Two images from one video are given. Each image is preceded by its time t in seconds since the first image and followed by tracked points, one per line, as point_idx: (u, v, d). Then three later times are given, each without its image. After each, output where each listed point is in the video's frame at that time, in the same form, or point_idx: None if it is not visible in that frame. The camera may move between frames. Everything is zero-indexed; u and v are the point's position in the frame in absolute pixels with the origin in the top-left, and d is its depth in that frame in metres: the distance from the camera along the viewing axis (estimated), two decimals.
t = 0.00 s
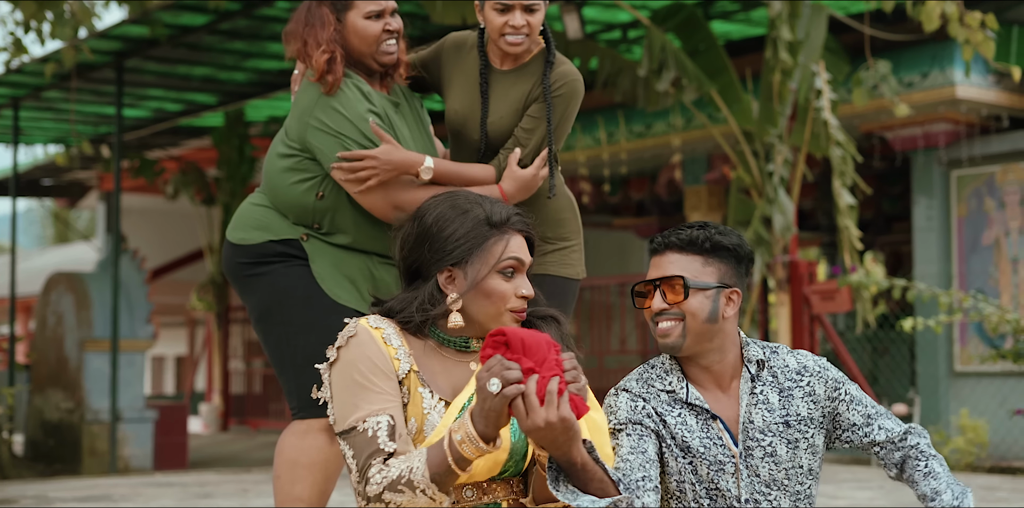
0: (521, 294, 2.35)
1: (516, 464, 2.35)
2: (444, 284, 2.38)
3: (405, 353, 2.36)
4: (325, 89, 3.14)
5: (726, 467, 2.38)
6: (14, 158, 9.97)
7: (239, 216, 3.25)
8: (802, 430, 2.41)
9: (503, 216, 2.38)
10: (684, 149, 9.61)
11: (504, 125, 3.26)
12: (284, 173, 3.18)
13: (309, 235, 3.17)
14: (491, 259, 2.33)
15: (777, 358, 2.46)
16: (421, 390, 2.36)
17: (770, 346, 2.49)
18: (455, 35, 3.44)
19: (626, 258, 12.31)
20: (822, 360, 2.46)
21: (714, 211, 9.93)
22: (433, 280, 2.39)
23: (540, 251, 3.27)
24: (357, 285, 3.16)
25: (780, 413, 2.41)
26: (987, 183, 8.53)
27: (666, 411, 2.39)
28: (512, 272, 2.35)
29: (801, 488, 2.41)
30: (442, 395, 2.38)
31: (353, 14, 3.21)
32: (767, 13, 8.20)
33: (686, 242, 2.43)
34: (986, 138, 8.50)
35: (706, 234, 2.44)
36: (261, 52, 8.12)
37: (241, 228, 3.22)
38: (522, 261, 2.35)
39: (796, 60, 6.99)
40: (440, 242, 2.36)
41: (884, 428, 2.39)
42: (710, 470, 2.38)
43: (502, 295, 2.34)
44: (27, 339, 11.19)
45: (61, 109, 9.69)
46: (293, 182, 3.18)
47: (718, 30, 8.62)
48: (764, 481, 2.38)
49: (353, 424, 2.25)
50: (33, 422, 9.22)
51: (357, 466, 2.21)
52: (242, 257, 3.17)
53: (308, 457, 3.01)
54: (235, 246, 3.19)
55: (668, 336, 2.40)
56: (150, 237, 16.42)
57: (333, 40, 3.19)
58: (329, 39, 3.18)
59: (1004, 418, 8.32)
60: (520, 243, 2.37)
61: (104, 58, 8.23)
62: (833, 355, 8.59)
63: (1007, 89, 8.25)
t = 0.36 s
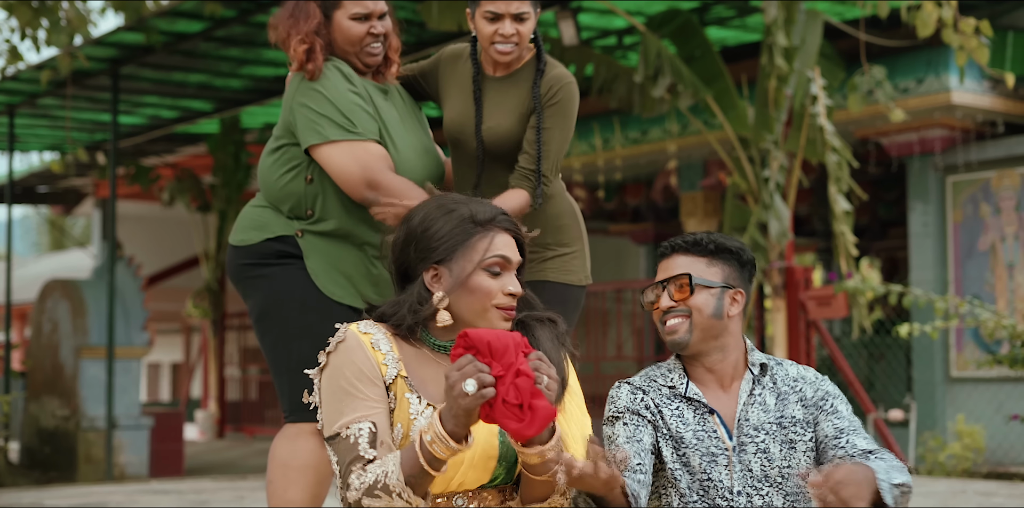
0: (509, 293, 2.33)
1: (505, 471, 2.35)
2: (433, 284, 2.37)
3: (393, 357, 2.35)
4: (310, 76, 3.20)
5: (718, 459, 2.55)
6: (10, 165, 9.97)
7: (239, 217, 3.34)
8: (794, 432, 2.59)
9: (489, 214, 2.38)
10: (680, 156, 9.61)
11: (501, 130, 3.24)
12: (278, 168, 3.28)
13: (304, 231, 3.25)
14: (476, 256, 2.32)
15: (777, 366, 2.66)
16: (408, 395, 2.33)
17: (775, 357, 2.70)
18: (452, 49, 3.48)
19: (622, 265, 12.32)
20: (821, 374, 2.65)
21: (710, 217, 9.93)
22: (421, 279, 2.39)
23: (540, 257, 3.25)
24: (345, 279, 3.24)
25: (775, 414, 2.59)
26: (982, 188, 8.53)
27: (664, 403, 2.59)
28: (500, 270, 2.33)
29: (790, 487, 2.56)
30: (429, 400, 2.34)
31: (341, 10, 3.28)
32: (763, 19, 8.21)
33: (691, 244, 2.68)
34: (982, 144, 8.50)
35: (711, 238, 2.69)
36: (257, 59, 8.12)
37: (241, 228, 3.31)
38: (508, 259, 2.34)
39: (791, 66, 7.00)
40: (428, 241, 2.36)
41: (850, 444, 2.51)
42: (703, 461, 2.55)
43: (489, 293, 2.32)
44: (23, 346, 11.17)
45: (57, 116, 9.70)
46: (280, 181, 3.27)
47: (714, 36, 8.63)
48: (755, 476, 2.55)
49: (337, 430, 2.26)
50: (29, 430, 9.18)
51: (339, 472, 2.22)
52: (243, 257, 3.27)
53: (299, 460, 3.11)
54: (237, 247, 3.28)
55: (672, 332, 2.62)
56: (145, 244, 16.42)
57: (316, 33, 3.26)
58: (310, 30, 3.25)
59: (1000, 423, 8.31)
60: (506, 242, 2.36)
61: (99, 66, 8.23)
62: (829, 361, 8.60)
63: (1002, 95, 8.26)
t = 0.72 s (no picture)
0: (454, 303, 2.33)
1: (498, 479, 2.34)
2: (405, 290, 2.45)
3: (389, 377, 2.35)
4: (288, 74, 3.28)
5: (716, 471, 2.60)
6: (8, 171, 9.96)
7: (248, 218, 3.40)
8: (792, 447, 2.58)
9: (441, 221, 2.38)
10: (678, 161, 9.62)
11: (497, 135, 3.25)
12: (272, 168, 3.33)
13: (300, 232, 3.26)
14: (423, 269, 2.36)
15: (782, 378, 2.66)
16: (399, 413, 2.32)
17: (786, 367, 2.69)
18: (451, 56, 3.50)
19: (620, 270, 12.32)
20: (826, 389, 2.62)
21: (707, 223, 9.94)
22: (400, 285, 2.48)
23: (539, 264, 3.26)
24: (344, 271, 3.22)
25: (773, 428, 2.60)
26: (980, 193, 8.53)
27: (668, 412, 2.64)
28: (446, 281, 2.34)
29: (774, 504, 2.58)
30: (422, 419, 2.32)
31: (327, 12, 3.32)
32: (760, 24, 8.22)
33: (727, 257, 2.69)
34: (979, 149, 8.51)
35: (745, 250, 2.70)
36: (254, 64, 8.12)
37: (248, 230, 3.36)
38: (448, 270, 2.33)
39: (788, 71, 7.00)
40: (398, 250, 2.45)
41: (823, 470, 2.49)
42: (704, 472, 2.60)
43: (435, 304, 2.34)
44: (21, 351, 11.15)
45: (55, 121, 9.69)
46: (271, 179, 3.33)
47: (711, 41, 8.64)
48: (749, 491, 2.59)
49: (322, 449, 2.31)
50: (26, 435, 9.16)
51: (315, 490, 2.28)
52: (250, 259, 3.29)
53: (289, 462, 3.14)
54: (244, 249, 3.32)
55: (693, 343, 2.66)
56: (143, 249, 16.42)
57: (302, 31, 3.32)
58: (296, 29, 3.31)
59: (998, 428, 8.31)
60: (452, 252, 2.35)
61: (97, 71, 8.23)
62: (826, 366, 8.60)
63: (999, 100, 8.26)
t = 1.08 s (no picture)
0: (451, 330, 2.51)
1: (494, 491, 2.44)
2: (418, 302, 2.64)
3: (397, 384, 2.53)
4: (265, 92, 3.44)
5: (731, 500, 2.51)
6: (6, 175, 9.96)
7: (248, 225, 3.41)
8: (810, 473, 2.50)
9: (440, 249, 2.52)
10: (676, 165, 9.62)
11: (509, 136, 3.26)
12: (262, 173, 3.36)
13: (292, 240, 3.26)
14: (425, 294, 2.54)
15: (804, 396, 2.52)
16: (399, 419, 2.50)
17: (808, 384, 2.56)
18: (455, 58, 3.51)
19: (617, 274, 12.32)
20: (853, 414, 2.50)
21: (705, 227, 9.95)
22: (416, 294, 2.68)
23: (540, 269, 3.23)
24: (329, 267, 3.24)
25: (793, 456, 2.50)
26: (977, 198, 8.53)
27: (683, 433, 2.56)
28: (444, 307, 2.51)
29: None
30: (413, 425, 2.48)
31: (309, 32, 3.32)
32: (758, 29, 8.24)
33: (745, 289, 2.46)
34: (977, 153, 8.51)
35: (771, 278, 2.47)
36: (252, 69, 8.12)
37: (247, 239, 3.36)
38: (443, 299, 2.49)
39: (786, 76, 7.00)
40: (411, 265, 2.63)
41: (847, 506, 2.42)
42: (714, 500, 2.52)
43: (436, 326, 2.53)
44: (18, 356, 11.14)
45: (52, 126, 9.69)
46: (265, 186, 3.35)
47: (708, 46, 8.64)
48: None
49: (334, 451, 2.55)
50: (23, 439, 9.14)
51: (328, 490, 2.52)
52: (249, 269, 3.32)
53: (287, 466, 3.19)
54: (242, 260, 3.33)
55: (706, 377, 2.49)
56: (141, 254, 16.42)
57: (276, 50, 3.45)
58: (268, 48, 3.44)
59: (996, 433, 8.31)
60: (446, 281, 2.50)
61: (95, 76, 8.22)
62: (824, 370, 8.60)
63: (997, 105, 8.26)
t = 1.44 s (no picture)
0: (468, 349, 2.54)
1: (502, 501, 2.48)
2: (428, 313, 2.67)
3: (407, 390, 2.59)
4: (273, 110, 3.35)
5: None
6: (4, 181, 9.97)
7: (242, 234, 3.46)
8: (799, 485, 2.49)
9: (456, 269, 2.53)
10: (673, 170, 9.63)
11: (514, 142, 3.28)
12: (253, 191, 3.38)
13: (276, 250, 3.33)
14: (439, 312, 2.56)
15: (795, 409, 2.48)
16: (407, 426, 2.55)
17: (798, 393, 2.51)
18: (454, 65, 3.52)
19: (616, 279, 12.33)
20: (843, 424, 2.47)
21: (703, 232, 9.98)
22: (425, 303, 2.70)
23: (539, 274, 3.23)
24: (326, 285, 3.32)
25: (784, 470, 2.48)
26: (975, 202, 8.52)
27: (673, 447, 2.50)
28: (459, 327, 2.54)
29: None
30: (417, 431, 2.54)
31: (320, 49, 3.25)
32: (755, 34, 8.24)
33: (723, 337, 2.33)
34: (974, 158, 8.52)
35: (749, 328, 2.33)
36: (250, 74, 8.13)
37: (240, 249, 3.44)
38: (459, 320, 2.52)
39: (784, 81, 7.00)
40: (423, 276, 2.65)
41: None
42: None
43: (450, 343, 2.56)
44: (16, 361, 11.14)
45: (50, 132, 9.70)
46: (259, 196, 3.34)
47: (706, 51, 8.66)
48: None
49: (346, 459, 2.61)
50: (20, 445, 9.14)
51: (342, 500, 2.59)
52: (241, 277, 3.39)
53: (288, 472, 3.26)
54: (234, 269, 3.41)
55: (686, 408, 2.42)
56: (139, 259, 16.42)
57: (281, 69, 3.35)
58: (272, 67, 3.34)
59: (994, 437, 8.31)
60: (461, 302, 2.52)
61: (92, 81, 8.23)
62: (822, 375, 8.60)
63: (995, 109, 8.27)
